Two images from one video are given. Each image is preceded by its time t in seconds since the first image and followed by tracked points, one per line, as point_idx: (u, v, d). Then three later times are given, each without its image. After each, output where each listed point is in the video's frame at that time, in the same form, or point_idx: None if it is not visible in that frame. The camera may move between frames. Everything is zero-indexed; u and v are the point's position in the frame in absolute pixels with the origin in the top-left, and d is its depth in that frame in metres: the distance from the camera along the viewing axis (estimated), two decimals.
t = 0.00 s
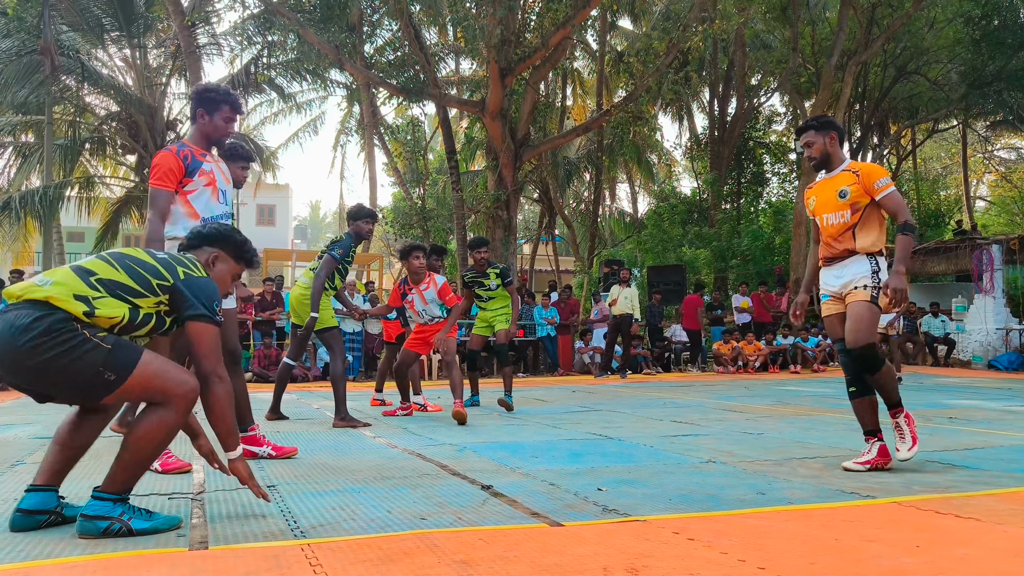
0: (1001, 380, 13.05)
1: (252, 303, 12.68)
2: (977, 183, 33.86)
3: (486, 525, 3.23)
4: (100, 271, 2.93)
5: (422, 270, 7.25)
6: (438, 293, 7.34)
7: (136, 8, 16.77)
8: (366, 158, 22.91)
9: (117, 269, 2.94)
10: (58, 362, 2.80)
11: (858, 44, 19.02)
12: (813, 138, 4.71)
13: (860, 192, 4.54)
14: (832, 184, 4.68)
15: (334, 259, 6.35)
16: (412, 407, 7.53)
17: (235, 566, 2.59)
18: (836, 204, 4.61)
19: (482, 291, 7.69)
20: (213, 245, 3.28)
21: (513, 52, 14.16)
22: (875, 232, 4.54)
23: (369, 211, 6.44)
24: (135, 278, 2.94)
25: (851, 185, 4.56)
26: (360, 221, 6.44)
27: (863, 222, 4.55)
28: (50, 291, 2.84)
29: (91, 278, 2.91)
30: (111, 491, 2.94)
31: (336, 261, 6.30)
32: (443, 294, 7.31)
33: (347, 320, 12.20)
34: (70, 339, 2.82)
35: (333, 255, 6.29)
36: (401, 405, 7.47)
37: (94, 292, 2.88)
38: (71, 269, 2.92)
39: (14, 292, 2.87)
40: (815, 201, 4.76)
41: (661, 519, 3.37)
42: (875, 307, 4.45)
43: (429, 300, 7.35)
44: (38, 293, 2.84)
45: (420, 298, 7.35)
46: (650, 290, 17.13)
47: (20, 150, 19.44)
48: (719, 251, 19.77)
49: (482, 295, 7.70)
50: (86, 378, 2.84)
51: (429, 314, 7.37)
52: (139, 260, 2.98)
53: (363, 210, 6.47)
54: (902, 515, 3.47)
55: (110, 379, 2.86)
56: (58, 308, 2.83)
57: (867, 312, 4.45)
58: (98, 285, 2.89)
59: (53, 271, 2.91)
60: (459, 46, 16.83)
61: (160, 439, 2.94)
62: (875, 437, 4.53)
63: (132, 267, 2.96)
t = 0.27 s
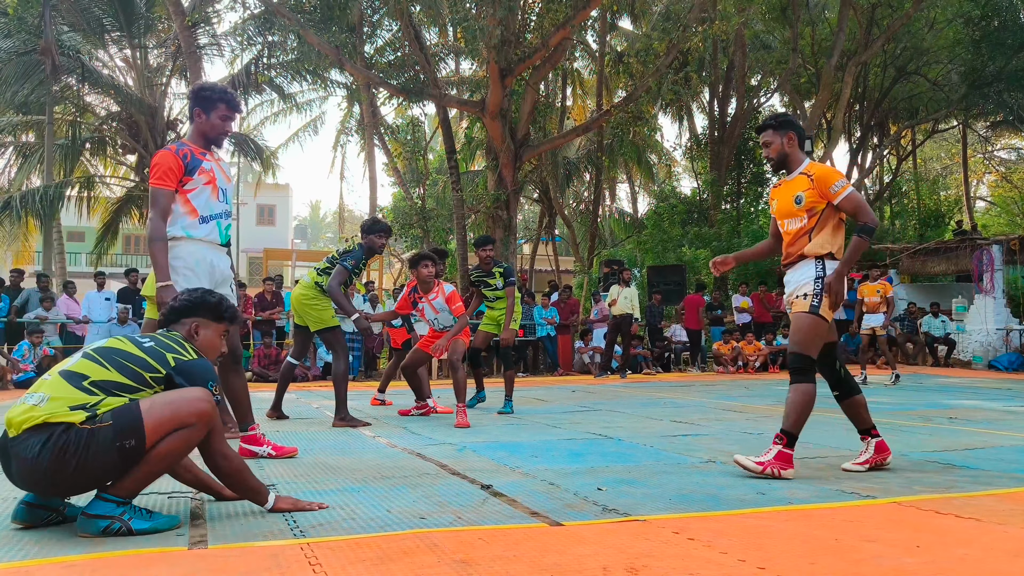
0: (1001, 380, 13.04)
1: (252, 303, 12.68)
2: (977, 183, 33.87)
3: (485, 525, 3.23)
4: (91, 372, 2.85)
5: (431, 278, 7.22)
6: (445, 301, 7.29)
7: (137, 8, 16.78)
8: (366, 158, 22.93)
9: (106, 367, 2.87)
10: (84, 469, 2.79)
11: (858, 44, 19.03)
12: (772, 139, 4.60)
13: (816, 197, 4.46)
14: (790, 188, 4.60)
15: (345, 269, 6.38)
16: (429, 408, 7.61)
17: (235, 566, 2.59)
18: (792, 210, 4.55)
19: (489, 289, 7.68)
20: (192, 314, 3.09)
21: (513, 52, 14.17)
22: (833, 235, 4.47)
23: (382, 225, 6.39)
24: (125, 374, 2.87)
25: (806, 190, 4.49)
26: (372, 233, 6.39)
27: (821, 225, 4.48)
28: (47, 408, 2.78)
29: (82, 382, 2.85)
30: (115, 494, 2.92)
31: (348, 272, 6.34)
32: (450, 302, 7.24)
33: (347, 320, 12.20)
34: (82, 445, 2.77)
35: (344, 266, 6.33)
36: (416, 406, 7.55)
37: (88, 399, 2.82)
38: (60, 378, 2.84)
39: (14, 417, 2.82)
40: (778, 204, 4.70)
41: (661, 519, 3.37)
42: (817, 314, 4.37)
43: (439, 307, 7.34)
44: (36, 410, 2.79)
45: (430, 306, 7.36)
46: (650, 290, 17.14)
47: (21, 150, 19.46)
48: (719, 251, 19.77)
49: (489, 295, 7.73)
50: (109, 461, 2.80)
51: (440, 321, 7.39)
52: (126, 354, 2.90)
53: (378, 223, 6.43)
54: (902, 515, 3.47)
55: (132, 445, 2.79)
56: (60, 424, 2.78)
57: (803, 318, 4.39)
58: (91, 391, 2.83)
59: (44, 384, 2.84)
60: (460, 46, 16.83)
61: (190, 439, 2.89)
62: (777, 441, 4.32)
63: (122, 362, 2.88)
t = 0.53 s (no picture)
0: (1001, 381, 13.05)
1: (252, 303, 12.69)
2: (977, 183, 33.88)
3: (485, 525, 3.24)
4: (87, 282, 2.92)
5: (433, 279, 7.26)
6: (448, 302, 7.34)
7: (138, 9, 16.79)
8: (366, 158, 22.93)
9: (103, 276, 2.93)
10: (69, 385, 2.83)
11: (858, 45, 19.04)
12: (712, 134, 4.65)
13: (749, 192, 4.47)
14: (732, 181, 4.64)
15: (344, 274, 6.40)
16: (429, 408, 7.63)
17: (236, 565, 2.60)
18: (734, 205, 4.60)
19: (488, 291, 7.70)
20: (181, 223, 3.21)
21: (513, 52, 14.18)
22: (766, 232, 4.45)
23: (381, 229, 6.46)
24: (122, 283, 2.94)
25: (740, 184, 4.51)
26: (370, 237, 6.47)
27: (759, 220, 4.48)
28: (47, 314, 2.84)
29: (81, 291, 2.92)
30: (116, 490, 2.95)
31: (346, 276, 6.36)
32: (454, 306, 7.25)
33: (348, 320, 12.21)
34: (74, 359, 2.83)
35: (343, 271, 6.37)
36: (417, 406, 7.57)
37: (88, 309, 2.90)
38: (59, 289, 2.91)
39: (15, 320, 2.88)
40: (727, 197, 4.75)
41: (662, 518, 3.38)
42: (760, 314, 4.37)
43: (441, 309, 7.37)
44: (36, 317, 2.85)
45: (432, 307, 7.37)
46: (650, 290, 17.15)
47: (22, 150, 19.47)
48: (719, 251, 19.79)
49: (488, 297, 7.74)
50: (97, 397, 2.87)
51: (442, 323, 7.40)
52: (121, 263, 2.96)
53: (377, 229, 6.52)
54: (902, 515, 3.48)
55: (121, 394, 2.88)
56: (62, 331, 2.84)
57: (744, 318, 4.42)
58: (91, 300, 2.91)
59: (44, 294, 2.91)
60: (460, 46, 16.83)
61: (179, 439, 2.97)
62: (765, 444, 4.30)
63: (117, 271, 2.95)
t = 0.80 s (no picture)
0: (1002, 381, 13.05)
1: (252, 303, 12.69)
2: (977, 183, 33.91)
3: (487, 524, 3.24)
4: (90, 212, 2.91)
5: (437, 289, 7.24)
6: (450, 314, 7.29)
7: (139, 9, 16.79)
8: (365, 159, 22.92)
9: (105, 206, 2.94)
10: (78, 321, 2.77)
11: (858, 45, 19.04)
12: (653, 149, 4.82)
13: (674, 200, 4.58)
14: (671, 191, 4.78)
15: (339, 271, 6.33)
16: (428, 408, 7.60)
17: (237, 564, 2.60)
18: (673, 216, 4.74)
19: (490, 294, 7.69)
20: (171, 146, 3.29)
21: (513, 53, 14.18)
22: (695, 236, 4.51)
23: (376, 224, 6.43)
24: (126, 214, 2.95)
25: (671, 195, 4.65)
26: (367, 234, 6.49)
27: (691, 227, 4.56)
28: (57, 246, 2.80)
29: (86, 221, 2.90)
30: (110, 487, 2.94)
31: (342, 273, 6.28)
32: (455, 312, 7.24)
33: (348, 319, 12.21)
34: (86, 297, 2.78)
35: (338, 267, 6.28)
36: (417, 406, 7.51)
37: (96, 240, 2.87)
38: (63, 219, 2.88)
39: (20, 246, 2.82)
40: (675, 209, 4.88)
41: (664, 519, 3.37)
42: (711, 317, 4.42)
43: (443, 319, 7.33)
44: (41, 247, 2.80)
45: (435, 318, 7.35)
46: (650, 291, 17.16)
47: (23, 151, 19.48)
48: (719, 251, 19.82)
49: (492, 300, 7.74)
50: (96, 346, 2.81)
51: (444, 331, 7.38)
52: (119, 192, 2.98)
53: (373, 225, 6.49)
54: (904, 514, 3.48)
55: (119, 349, 2.84)
56: (71, 261, 2.80)
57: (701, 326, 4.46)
58: (99, 231, 2.89)
59: (47, 226, 2.87)
60: (460, 46, 16.82)
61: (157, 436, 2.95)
62: (759, 442, 4.31)
63: (116, 201, 2.96)
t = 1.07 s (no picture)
0: (1002, 381, 13.04)
1: (252, 303, 12.69)
2: (977, 182, 33.93)
3: (487, 525, 3.24)
4: (105, 169, 2.94)
5: (431, 269, 7.26)
6: (444, 293, 7.31)
7: (139, 10, 16.77)
8: (366, 159, 22.91)
9: (117, 161, 2.97)
10: (93, 282, 2.81)
11: (858, 44, 19.05)
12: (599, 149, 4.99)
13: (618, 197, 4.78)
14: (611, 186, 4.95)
15: (339, 270, 6.34)
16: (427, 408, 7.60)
17: (236, 565, 2.60)
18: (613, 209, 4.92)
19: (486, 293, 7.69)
20: (163, 98, 3.28)
21: (513, 53, 14.17)
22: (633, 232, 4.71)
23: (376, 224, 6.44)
24: (138, 168, 3.00)
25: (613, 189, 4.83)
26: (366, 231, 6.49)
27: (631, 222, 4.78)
28: (79, 209, 2.84)
29: (100, 178, 2.92)
30: (107, 486, 2.94)
31: (341, 272, 6.29)
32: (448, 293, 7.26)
33: (348, 320, 12.22)
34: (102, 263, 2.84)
35: (337, 266, 6.29)
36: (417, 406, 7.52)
37: (115, 199, 2.93)
38: (79, 177, 2.91)
39: (40, 205, 2.84)
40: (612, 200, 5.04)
41: (664, 520, 3.37)
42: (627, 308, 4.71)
43: (437, 300, 7.33)
44: (60, 206, 2.84)
45: (427, 297, 7.35)
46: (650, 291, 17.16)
47: (23, 151, 19.49)
48: (719, 251, 19.86)
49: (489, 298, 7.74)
50: (98, 315, 2.83)
51: (438, 313, 7.36)
52: (126, 146, 3.01)
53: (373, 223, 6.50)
54: (904, 515, 3.48)
55: (117, 324, 2.87)
56: (92, 223, 2.85)
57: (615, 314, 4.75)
58: (116, 188, 2.94)
59: (62, 185, 2.88)
60: (460, 46, 16.82)
61: (131, 430, 2.92)
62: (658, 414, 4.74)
63: (126, 155, 2.99)
